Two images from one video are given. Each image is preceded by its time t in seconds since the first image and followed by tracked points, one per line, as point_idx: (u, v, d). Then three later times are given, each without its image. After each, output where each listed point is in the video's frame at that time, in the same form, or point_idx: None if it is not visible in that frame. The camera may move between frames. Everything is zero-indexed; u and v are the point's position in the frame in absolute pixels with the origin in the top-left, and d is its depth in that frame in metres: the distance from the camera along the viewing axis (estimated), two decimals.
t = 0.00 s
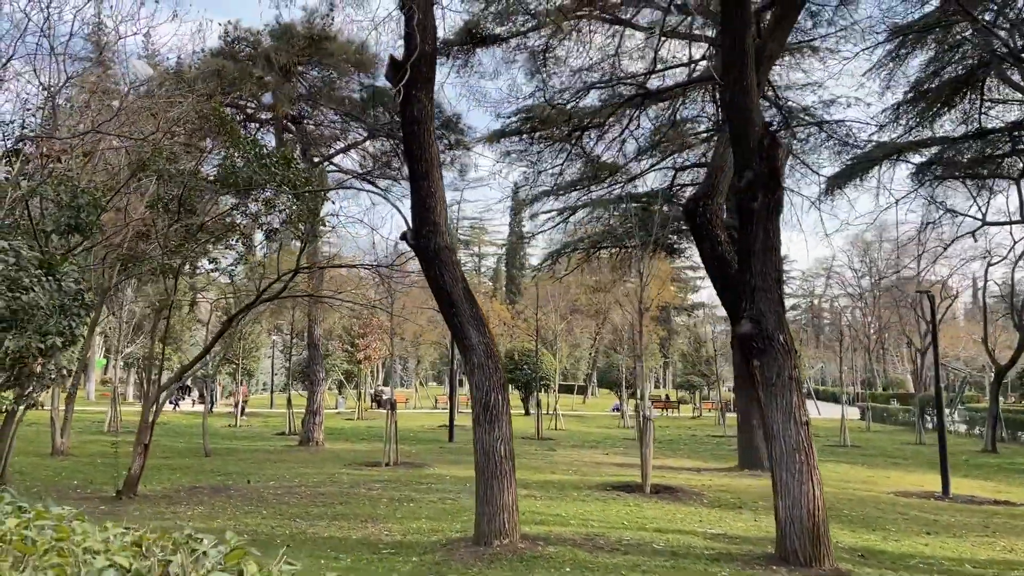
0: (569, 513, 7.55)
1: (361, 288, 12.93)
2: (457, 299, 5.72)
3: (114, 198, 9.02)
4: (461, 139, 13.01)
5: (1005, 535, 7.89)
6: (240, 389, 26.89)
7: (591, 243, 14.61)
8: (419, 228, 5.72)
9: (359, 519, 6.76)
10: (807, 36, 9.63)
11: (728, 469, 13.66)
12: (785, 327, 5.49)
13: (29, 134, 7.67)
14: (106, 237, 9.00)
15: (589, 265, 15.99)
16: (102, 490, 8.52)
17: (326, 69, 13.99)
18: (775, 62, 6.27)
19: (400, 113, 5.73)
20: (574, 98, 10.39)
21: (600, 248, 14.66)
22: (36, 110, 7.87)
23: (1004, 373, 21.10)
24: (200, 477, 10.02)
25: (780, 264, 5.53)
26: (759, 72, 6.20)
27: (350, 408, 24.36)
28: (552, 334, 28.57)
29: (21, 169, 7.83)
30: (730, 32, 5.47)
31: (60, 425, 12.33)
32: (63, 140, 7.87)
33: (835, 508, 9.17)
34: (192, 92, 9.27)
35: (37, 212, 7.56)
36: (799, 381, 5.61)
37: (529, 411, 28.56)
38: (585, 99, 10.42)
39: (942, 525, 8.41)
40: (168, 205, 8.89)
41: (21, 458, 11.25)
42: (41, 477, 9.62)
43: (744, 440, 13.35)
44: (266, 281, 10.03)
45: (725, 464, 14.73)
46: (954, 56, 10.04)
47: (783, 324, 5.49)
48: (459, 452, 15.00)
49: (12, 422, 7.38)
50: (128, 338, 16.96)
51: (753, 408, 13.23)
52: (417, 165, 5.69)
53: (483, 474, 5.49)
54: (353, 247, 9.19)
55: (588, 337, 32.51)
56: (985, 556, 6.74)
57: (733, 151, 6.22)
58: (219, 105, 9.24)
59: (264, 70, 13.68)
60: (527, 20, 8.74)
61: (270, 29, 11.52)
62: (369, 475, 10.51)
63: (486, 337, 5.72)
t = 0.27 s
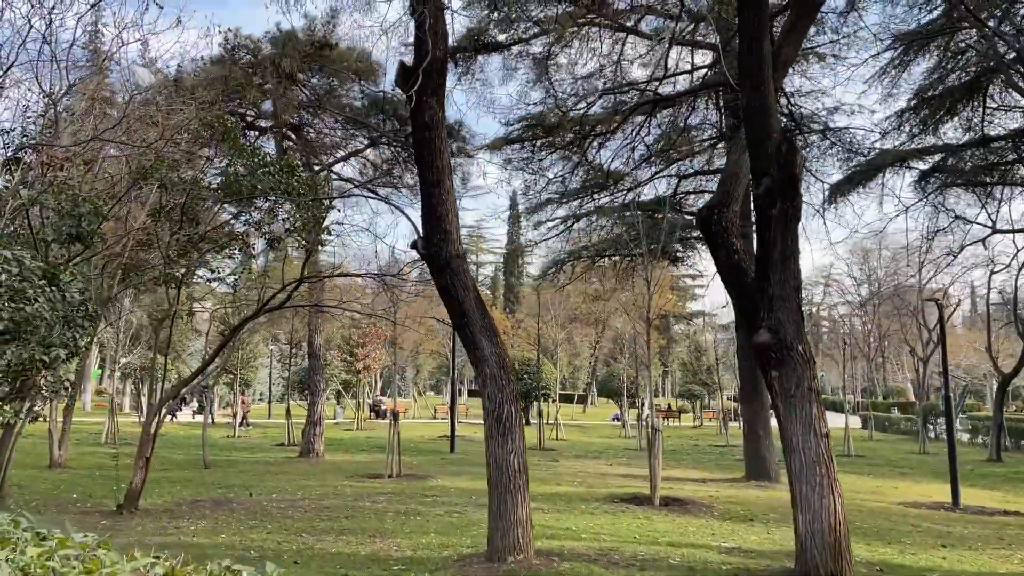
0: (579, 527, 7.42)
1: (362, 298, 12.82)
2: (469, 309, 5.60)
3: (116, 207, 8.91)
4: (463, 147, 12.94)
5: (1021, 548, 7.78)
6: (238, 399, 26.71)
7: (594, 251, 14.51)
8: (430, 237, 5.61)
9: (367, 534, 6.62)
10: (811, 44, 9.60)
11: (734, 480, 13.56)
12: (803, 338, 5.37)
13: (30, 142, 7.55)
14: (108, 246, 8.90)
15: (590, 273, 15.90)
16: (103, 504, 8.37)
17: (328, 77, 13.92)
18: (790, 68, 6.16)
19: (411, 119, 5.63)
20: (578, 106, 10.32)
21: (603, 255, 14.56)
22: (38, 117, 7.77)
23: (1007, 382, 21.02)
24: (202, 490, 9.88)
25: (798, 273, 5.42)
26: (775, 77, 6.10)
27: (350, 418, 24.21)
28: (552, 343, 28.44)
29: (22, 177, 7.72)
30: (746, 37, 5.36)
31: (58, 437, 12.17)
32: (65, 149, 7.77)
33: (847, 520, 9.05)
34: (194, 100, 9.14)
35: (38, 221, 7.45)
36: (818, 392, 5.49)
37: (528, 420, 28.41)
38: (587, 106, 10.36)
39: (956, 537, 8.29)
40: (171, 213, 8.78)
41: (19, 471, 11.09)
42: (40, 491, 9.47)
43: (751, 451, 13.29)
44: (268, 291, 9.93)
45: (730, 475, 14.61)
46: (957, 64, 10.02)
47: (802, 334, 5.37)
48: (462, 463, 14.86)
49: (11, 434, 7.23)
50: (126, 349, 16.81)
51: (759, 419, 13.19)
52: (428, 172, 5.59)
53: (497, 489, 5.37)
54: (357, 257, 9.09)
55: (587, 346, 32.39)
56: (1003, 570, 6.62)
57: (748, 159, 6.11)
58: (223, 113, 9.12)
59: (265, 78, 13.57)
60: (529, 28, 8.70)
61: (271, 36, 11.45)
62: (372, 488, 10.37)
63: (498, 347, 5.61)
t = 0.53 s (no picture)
0: (589, 538, 7.34)
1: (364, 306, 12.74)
2: (480, 318, 5.52)
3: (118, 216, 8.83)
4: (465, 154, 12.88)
5: None
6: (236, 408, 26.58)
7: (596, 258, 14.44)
8: (440, 246, 5.54)
9: (376, 547, 6.54)
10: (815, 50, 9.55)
11: (738, 488, 13.48)
12: (820, 346, 5.31)
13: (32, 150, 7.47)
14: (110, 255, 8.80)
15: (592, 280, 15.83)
16: (105, 516, 8.27)
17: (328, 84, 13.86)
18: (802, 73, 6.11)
19: (421, 126, 5.57)
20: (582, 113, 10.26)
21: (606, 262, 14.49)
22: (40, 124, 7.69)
23: (1008, 388, 20.96)
24: (205, 501, 9.79)
25: (815, 281, 5.36)
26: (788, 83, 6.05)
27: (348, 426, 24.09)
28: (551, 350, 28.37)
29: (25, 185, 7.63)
30: (762, 43, 5.31)
31: (58, 448, 12.07)
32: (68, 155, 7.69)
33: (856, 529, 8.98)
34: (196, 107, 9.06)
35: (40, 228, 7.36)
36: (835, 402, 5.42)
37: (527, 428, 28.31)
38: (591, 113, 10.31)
39: (969, 546, 8.21)
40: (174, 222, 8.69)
41: (18, 482, 10.97)
42: (41, 502, 9.36)
43: (755, 460, 13.18)
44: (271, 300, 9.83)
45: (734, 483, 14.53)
46: (956, 70, 9.96)
47: (818, 342, 5.30)
48: (464, 472, 14.76)
49: (11, 447, 7.12)
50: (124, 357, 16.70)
51: (763, 427, 13.08)
52: (439, 180, 5.52)
53: (510, 500, 5.29)
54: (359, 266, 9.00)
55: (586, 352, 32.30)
56: None
57: (761, 166, 6.05)
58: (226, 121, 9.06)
59: (265, 85, 13.51)
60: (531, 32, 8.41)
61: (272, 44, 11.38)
62: (376, 498, 10.27)
63: (510, 357, 5.53)
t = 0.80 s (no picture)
0: (600, 541, 7.28)
1: (366, 310, 12.65)
2: (494, 317, 5.45)
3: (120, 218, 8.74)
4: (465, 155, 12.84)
5: None
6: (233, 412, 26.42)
7: (598, 259, 14.38)
8: (453, 245, 5.48)
9: (387, 550, 6.45)
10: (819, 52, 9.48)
11: (742, 490, 13.44)
12: (839, 344, 5.25)
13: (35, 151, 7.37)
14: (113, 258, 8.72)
15: (594, 282, 15.77)
16: (109, 521, 8.16)
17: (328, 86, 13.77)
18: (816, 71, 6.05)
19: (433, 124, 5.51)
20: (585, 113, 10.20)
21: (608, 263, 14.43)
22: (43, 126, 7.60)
23: (1008, 388, 20.95)
24: (208, 505, 9.69)
25: (833, 279, 5.30)
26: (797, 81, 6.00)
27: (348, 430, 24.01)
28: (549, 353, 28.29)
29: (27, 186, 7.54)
30: (778, 38, 5.26)
31: (58, 453, 11.97)
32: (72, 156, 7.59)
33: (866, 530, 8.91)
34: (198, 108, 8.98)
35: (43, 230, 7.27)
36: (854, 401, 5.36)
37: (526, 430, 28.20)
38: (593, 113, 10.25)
39: (981, 546, 8.16)
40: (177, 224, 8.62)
41: (17, 487, 10.84)
42: (43, 508, 9.25)
43: (759, 462, 13.17)
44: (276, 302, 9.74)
45: (737, 484, 14.48)
46: (955, 70, 9.90)
47: (837, 341, 5.25)
48: (467, 474, 14.67)
49: (11, 461, 7.04)
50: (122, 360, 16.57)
51: (767, 429, 13.05)
52: (452, 178, 5.45)
53: (528, 502, 5.22)
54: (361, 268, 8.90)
55: (583, 355, 32.24)
56: None
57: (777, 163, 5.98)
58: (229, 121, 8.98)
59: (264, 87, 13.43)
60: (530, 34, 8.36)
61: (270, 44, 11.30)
62: (380, 501, 10.18)
63: (524, 357, 5.46)
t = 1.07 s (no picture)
0: (610, 545, 7.21)
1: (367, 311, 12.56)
2: (507, 320, 5.37)
3: (121, 220, 8.63)
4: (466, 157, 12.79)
5: None
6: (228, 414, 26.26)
7: (600, 261, 14.31)
8: (466, 246, 5.41)
9: (397, 556, 6.38)
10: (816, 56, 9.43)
11: (745, 491, 13.39)
12: (857, 345, 5.19)
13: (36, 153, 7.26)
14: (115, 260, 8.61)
15: (594, 283, 15.70)
16: (111, 527, 8.06)
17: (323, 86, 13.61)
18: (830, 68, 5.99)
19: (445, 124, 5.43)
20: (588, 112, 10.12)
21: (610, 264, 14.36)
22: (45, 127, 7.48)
23: (1007, 388, 20.93)
24: (211, 510, 9.59)
25: (852, 281, 5.22)
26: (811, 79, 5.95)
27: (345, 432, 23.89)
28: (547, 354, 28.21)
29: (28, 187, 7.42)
30: (795, 36, 5.21)
31: (57, 457, 11.86)
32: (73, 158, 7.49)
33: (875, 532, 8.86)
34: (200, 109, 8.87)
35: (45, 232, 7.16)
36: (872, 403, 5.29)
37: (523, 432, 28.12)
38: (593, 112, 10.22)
39: (991, 548, 8.09)
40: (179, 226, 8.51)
41: (15, 493, 10.71)
42: (42, 514, 9.13)
43: (763, 463, 13.12)
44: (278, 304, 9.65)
45: (740, 486, 14.44)
46: (953, 69, 9.77)
47: (855, 342, 5.18)
48: (467, 477, 14.58)
49: (11, 471, 6.94)
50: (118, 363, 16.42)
51: (771, 430, 13.01)
52: (464, 178, 5.38)
53: (543, 508, 5.14)
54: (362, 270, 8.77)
55: (580, 356, 32.17)
56: None
57: (792, 162, 5.93)
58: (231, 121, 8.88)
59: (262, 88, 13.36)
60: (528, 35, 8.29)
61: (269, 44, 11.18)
62: (384, 505, 10.09)
63: (538, 359, 5.39)
